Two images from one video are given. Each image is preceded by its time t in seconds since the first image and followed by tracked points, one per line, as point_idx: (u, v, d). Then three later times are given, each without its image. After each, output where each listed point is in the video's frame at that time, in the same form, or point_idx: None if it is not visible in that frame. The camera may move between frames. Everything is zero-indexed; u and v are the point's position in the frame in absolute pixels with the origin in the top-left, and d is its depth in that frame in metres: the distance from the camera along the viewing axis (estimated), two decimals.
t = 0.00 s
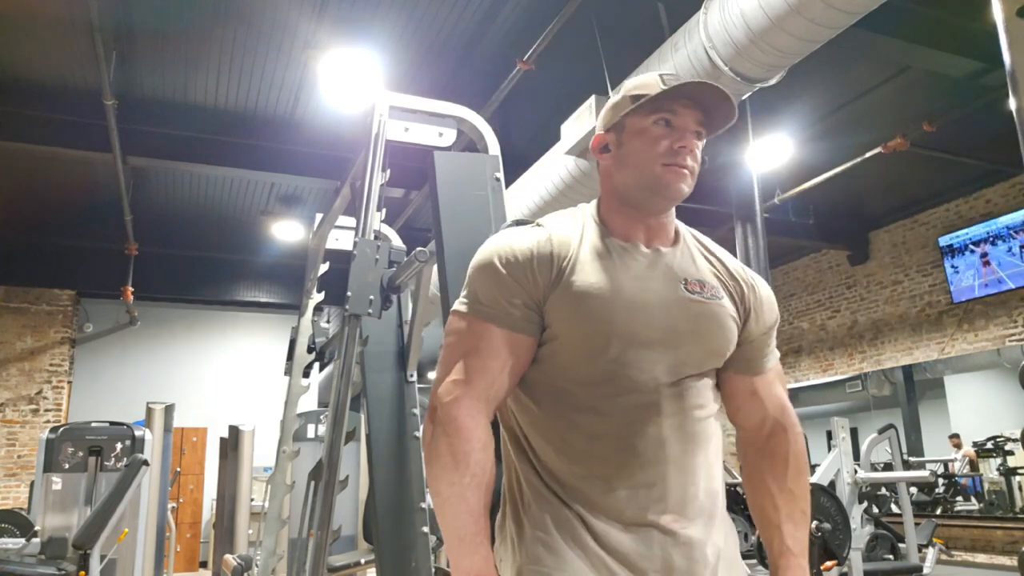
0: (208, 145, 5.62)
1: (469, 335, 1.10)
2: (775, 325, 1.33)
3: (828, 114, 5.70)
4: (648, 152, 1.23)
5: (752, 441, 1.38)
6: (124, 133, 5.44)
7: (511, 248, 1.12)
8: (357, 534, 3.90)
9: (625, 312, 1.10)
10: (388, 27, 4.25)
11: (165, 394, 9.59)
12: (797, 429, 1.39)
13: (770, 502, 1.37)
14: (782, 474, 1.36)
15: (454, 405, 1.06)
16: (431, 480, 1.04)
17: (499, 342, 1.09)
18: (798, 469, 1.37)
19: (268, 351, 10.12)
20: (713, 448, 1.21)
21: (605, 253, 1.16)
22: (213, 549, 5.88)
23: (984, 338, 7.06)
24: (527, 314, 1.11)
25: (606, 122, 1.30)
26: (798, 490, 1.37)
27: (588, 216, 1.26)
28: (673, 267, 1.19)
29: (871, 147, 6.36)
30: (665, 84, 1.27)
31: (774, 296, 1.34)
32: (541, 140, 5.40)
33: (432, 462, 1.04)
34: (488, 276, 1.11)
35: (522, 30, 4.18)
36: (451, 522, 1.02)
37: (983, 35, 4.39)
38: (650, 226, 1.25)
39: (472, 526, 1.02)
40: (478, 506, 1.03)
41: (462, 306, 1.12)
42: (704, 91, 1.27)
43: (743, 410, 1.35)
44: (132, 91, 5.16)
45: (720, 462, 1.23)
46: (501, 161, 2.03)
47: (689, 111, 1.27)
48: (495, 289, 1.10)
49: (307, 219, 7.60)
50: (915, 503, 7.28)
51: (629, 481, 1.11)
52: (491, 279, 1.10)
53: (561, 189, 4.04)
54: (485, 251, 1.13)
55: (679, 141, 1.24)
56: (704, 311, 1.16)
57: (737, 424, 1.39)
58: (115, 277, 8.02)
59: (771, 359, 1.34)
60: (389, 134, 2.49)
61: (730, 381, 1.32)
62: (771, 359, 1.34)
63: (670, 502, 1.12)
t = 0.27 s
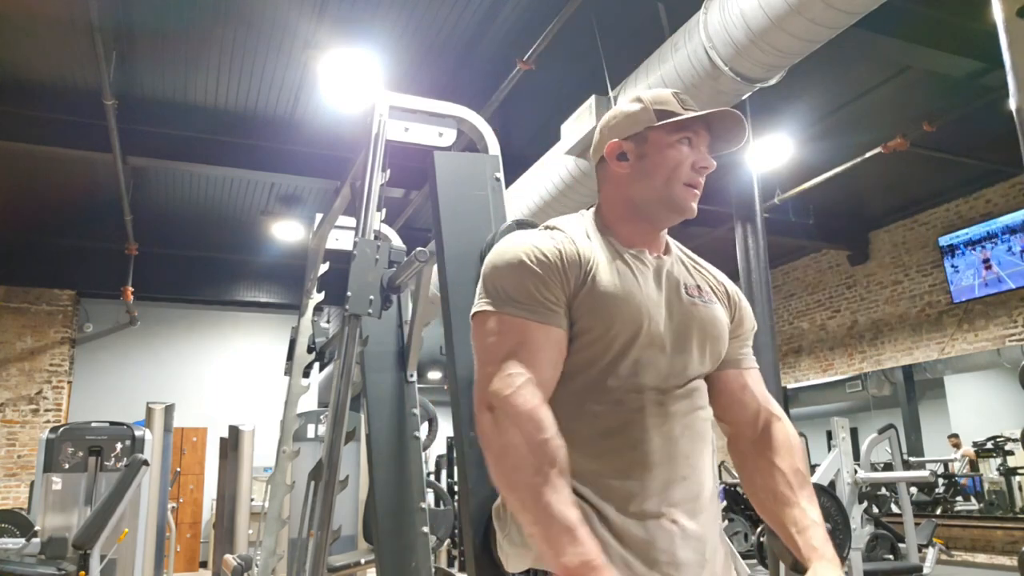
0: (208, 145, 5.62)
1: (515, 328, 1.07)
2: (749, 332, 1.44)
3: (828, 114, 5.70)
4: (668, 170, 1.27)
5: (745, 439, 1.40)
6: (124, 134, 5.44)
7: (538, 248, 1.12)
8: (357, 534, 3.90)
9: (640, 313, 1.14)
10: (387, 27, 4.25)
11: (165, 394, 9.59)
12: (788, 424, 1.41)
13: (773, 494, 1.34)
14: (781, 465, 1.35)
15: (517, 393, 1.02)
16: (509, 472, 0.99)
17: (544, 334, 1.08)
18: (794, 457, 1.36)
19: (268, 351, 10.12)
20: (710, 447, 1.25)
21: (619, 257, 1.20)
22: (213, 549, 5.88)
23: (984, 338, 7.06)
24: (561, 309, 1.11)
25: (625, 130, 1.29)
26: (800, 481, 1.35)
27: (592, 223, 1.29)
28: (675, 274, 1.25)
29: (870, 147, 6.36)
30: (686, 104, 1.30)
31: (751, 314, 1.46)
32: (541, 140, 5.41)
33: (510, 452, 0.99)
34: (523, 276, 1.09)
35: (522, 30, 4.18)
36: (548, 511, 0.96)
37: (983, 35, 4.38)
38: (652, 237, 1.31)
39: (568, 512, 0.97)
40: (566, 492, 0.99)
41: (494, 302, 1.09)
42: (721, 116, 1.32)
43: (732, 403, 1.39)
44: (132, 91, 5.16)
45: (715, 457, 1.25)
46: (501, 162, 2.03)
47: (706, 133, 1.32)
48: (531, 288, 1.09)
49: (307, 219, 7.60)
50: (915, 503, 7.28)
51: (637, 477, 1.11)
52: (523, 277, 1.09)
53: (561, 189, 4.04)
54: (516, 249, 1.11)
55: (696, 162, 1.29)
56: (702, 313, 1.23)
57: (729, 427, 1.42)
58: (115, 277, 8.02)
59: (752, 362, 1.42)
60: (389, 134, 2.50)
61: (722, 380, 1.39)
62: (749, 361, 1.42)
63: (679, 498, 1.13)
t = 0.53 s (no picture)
0: (208, 145, 5.62)
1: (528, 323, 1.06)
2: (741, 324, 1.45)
3: (828, 114, 5.69)
4: (673, 176, 1.27)
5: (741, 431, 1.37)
6: (124, 134, 5.44)
7: (542, 246, 1.12)
8: (357, 534, 3.90)
9: (642, 308, 1.14)
10: (387, 27, 4.24)
11: (165, 394, 9.59)
12: (785, 413, 1.37)
13: (769, 479, 1.27)
14: (775, 451, 1.29)
15: (551, 381, 1.01)
16: (570, 456, 0.97)
17: (558, 327, 1.07)
18: (787, 441, 1.30)
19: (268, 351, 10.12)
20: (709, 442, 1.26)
21: (620, 252, 1.21)
22: (213, 549, 5.89)
23: (984, 338, 7.06)
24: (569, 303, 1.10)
25: (633, 134, 1.27)
26: (797, 467, 1.27)
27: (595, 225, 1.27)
28: (673, 269, 1.25)
29: (871, 147, 6.36)
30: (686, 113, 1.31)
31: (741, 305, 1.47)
32: (541, 140, 5.40)
33: (567, 434, 0.97)
34: (532, 274, 1.09)
35: (522, 30, 4.18)
36: (626, 478, 0.93)
37: (983, 34, 4.38)
38: (650, 238, 1.30)
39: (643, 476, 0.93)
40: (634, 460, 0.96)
41: (501, 301, 1.09)
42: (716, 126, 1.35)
43: (725, 394, 1.40)
44: (132, 91, 5.16)
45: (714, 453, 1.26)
46: (501, 161, 2.03)
47: (703, 141, 1.33)
48: (538, 284, 1.08)
49: (308, 219, 7.60)
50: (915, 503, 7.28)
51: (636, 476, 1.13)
52: (528, 275, 1.09)
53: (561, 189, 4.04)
54: (521, 248, 1.11)
55: (694, 169, 1.31)
56: (701, 305, 1.23)
57: (728, 424, 1.40)
58: (115, 277, 8.02)
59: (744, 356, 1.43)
60: (389, 134, 2.50)
61: (718, 373, 1.41)
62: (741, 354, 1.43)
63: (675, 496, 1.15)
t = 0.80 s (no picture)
0: (208, 145, 5.62)
1: (517, 327, 1.07)
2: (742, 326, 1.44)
3: (828, 114, 5.70)
4: (678, 178, 1.29)
5: (736, 439, 1.43)
6: (124, 134, 5.44)
7: (538, 248, 1.13)
8: (357, 534, 3.91)
9: (643, 311, 1.15)
10: (387, 27, 4.25)
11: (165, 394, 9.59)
12: (778, 423, 1.45)
13: (762, 492, 1.39)
14: (768, 465, 1.40)
15: (519, 396, 1.02)
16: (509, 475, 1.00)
17: (545, 330, 1.08)
18: (782, 458, 1.41)
19: (268, 351, 10.12)
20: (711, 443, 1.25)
21: (620, 253, 1.21)
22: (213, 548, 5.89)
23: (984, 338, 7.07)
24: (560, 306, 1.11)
25: (639, 135, 1.28)
26: (788, 481, 1.40)
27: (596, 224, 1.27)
28: (676, 269, 1.25)
29: (870, 147, 6.36)
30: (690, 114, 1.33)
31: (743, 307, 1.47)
32: (541, 139, 5.40)
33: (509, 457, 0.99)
34: (524, 275, 1.10)
35: (522, 30, 4.18)
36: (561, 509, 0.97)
37: (982, 35, 4.39)
38: (654, 238, 1.31)
39: (576, 513, 0.98)
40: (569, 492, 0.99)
41: (493, 302, 1.09)
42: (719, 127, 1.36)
43: (724, 400, 1.42)
44: (132, 91, 5.16)
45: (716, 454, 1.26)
46: (501, 162, 2.03)
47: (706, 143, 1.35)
48: (530, 287, 1.09)
49: (308, 219, 7.61)
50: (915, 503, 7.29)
51: (638, 477, 1.12)
52: (522, 277, 1.10)
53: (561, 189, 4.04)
54: (516, 249, 1.12)
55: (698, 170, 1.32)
56: (703, 307, 1.23)
57: (721, 426, 1.44)
58: (115, 277, 8.02)
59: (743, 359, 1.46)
60: (389, 134, 2.50)
61: (717, 377, 1.43)
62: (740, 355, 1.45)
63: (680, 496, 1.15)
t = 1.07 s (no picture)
0: (208, 145, 5.62)
1: (492, 322, 1.10)
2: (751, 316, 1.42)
3: (828, 114, 5.70)
4: (680, 176, 1.28)
5: (755, 426, 1.39)
6: (125, 134, 5.45)
7: (521, 244, 1.14)
8: (357, 533, 3.92)
9: (638, 307, 1.15)
10: (388, 27, 4.26)
11: (165, 394, 9.59)
12: (802, 409, 1.39)
13: (784, 479, 1.33)
14: (790, 450, 1.33)
15: (478, 385, 1.04)
16: (453, 459, 1.01)
17: (523, 325, 1.10)
18: (806, 443, 1.34)
19: (268, 351, 10.13)
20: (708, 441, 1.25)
21: (611, 250, 1.21)
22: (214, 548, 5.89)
23: (983, 338, 7.07)
24: (542, 303, 1.13)
25: (641, 132, 1.28)
26: (814, 468, 1.32)
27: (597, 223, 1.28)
28: (672, 265, 1.25)
29: (870, 147, 6.36)
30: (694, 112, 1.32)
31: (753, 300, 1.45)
32: (541, 140, 5.41)
33: (457, 439, 1.01)
34: (507, 274, 1.11)
35: (522, 30, 4.19)
36: (496, 495, 0.97)
37: (982, 35, 4.39)
38: (655, 235, 1.31)
39: (508, 500, 0.98)
40: (508, 480, 1.00)
41: (477, 299, 1.12)
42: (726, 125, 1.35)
43: (736, 387, 1.39)
44: (133, 92, 5.17)
45: (714, 455, 1.27)
46: (501, 162, 2.04)
47: (712, 140, 1.34)
48: (513, 283, 1.11)
49: (308, 219, 7.61)
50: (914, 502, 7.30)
51: (633, 475, 1.13)
52: (507, 273, 1.12)
53: (561, 189, 4.04)
54: (502, 246, 1.14)
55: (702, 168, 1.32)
56: (702, 302, 1.22)
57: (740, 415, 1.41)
58: (116, 277, 8.03)
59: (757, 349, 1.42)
60: (389, 134, 2.51)
61: (727, 367, 1.39)
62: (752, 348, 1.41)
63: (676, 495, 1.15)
